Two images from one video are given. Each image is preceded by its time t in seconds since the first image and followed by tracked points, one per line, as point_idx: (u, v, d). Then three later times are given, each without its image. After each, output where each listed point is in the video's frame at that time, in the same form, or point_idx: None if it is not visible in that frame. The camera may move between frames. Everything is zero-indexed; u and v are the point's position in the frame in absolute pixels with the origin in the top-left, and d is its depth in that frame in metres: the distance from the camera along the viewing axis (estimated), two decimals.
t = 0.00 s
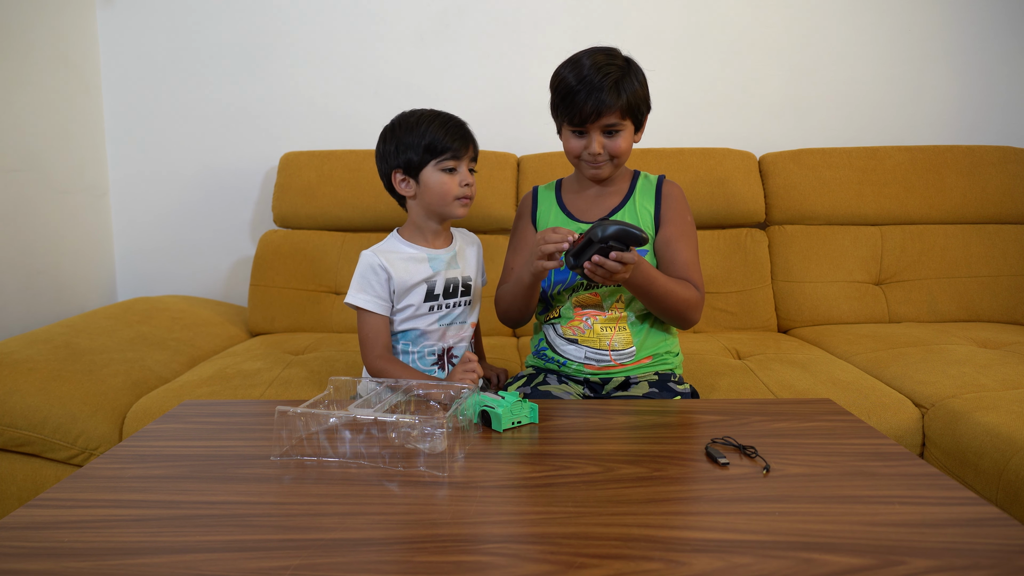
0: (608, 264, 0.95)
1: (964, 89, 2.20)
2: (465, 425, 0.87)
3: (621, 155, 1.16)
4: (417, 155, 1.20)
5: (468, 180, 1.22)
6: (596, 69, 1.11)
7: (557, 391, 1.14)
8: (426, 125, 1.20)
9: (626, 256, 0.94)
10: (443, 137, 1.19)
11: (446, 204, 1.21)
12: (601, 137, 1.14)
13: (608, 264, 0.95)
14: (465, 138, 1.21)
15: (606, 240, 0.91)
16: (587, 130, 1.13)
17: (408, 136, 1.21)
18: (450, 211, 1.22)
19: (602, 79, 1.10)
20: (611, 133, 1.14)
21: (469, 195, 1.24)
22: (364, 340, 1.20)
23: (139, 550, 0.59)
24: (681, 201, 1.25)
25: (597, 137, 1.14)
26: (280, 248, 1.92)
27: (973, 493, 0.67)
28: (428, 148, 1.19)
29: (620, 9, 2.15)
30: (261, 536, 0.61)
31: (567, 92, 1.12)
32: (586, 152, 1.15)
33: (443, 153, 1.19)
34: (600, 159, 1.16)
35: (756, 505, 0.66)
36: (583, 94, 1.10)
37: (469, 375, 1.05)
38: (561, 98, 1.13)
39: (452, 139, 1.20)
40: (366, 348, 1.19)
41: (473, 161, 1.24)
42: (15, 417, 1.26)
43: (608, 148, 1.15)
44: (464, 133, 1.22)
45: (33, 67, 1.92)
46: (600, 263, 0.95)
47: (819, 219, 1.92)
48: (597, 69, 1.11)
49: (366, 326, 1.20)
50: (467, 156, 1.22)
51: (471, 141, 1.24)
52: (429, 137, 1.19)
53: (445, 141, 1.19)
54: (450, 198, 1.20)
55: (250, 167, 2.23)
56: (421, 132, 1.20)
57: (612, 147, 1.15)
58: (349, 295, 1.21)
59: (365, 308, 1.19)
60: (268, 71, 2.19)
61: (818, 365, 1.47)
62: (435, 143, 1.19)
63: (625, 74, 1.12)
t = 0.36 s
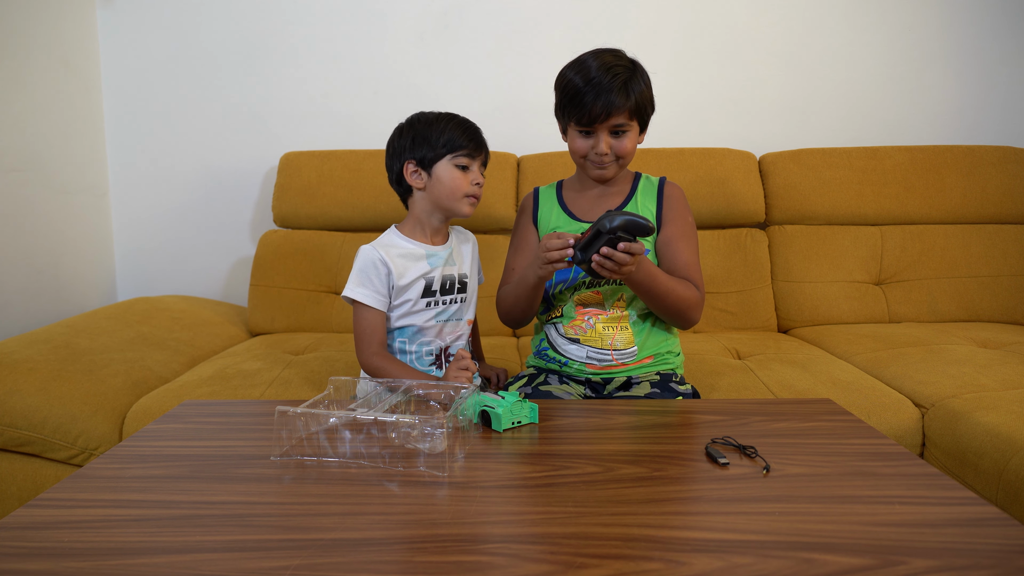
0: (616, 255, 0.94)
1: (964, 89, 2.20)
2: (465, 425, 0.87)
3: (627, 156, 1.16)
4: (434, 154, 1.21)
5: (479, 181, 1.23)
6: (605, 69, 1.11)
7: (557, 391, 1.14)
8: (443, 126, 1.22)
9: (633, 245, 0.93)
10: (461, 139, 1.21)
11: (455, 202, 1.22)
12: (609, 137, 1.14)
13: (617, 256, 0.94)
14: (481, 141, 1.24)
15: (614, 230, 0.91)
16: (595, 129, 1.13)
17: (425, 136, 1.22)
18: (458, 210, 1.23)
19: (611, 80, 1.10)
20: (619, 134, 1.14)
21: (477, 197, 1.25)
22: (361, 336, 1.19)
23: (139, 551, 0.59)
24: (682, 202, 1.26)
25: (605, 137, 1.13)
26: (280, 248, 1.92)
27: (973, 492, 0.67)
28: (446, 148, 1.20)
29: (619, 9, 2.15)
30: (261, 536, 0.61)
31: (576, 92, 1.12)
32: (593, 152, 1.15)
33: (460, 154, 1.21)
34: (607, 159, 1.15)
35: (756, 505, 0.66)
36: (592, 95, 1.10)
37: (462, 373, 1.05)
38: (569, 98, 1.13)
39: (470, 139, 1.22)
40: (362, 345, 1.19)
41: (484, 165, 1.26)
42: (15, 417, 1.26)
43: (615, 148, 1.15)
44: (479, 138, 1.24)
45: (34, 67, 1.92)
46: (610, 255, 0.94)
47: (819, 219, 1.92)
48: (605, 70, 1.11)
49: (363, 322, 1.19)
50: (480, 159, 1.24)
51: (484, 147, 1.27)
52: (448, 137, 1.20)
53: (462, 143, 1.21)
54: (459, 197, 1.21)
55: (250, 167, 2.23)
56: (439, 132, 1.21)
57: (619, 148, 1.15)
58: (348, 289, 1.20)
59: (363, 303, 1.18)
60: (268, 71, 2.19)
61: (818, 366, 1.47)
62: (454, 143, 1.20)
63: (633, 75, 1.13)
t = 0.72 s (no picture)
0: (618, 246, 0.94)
1: (965, 89, 2.20)
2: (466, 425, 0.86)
3: (631, 147, 1.16)
4: (451, 155, 1.21)
5: (492, 185, 1.23)
6: (607, 59, 1.12)
7: (557, 391, 1.14)
8: (462, 127, 1.22)
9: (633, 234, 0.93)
10: (478, 141, 1.21)
11: (468, 204, 1.21)
12: (612, 126, 1.14)
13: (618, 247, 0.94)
14: (497, 146, 1.24)
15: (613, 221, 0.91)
16: (598, 118, 1.14)
17: (443, 136, 1.22)
18: (470, 212, 1.23)
19: (613, 69, 1.11)
20: (622, 123, 1.14)
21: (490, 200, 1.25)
22: (366, 328, 1.19)
23: (139, 551, 0.59)
24: (683, 201, 1.26)
25: (608, 126, 1.14)
26: (280, 248, 1.92)
27: (973, 493, 0.67)
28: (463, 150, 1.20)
29: (620, 9, 2.15)
30: (261, 536, 0.61)
31: (579, 82, 1.13)
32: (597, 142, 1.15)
33: (476, 156, 1.21)
34: (611, 149, 1.15)
35: (756, 505, 0.66)
36: (595, 83, 1.11)
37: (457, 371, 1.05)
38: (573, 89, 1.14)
39: (487, 143, 1.22)
40: (367, 338, 1.19)
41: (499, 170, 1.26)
42: (15, 417, 1.26)
43: (618, 139, 1.15)
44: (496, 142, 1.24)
45: (34, 67, 1.92)
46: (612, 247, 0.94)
47: (819, 219, 1.92)
48: (607, 60, 1.12)
49: (370, 314, 1.19)
50: (496, 163, 1.24)
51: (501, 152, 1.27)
52: (466, 139, 1.20)
53: (479, 146, 1.21)
54: (472, 198, 1.21)
55: (250, 168, 2.23)
56: (457, 133, 1.21)
57: (622, 137, 1.15)
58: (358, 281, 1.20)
59: (373, 296, 1.18)
60: (268, 71, 2.19)
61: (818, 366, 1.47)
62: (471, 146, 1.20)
63: (635, 66, 1.14)
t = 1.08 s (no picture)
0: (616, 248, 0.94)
1: (965, 89, 2.20)
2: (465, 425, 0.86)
3: (627, 142, 1.16)
4: (466, 155, 1.21)
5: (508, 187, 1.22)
6: (601, 55, 1.14)
7: (557, 391, 1.14)
8: (480, 129, 1.22)
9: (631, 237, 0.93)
10: (494, 141, 1.21)
11: (482, 203, 1.21)
12: (606, 121, 1.14)
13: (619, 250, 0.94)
14: (515, 149, 1.24)
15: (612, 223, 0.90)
16: (593, 113, 1.14)
17: (461, 136, 1.23)
18: (484, 211, 1.22)
19: (607, 64, 1.12)
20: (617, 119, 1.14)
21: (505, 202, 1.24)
22: (371, 322, 1.20)
23: (139, 551, 0.59)
24: (683, 201, 1.26)
25: (603, 121, 1.14)
26: (280, 248, 1.92)
27: (973, 492, 0.67)
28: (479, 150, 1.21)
29: (619, 9, 2.15)
30: (261, 536, 0.61)
31: (573, 77, 1.14)
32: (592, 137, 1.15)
33: (491, 156, 1.21)
34: (605, 144, 1.15)
35: (756, 505, 0.66)
36: (588, 78, 1.12)
37: (446, 370, 1.07)
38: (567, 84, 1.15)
39: (505, 146, 1.22)
40: (371, 332, 1.20)
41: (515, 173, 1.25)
42: (15, 417, 1.26)
43: (614, 133, 1.15)
44: (514, 145, 1.24)
45: (33, 67, 1.92)
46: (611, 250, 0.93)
47: (819, 219, 1.92)
48: (601, 55, 1.13)
49: (376, 309, 1.20)
50: (512, 167, 1.24)
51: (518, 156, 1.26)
52: (482, 140, 1.21)
53: (497, 146, 1.21)
54: (486, 198, 1.21)
55: (250, 168, 2.23)
56: (474, 134, 1.22)
57: (616, 133, 1.15)
58: (370, 275, 1.21)
59: (381, 291, 1.19)
60: (268, 71, 2.19)
61: (818, 366, 1.47)
62: (486, 146, 1.21)
63: (629, 63, 1.15)
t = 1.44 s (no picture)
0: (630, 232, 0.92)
1: (964, 89, 2.20)
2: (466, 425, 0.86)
3: (624, 142, 1.16)
4: (468, 155, 1.22)
5: (509, 185, 1.22)
6: (595, 56, 1.14)
7: (557, 391, 1.14)
8: (482, 130, 1.23)
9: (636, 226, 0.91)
10: (495, 141, 1.21)
11: (482, 201, 1.21)
12: (604, 122, 1.14)
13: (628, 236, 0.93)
14: (518, 150, 1.24)
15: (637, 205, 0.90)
16: (589, 114, 1.14)
17: (463, 137, 1.23)
18: (485, 209, 1.22)
19: (601, 65, 1.12)
20: (615, 119, 1.14)
21: (506, 200, 1.24)
22: (373, 321, 1.20)
23: (139, 550, 0.59)
24: (682, 201, 1.26)
25: (601, 122, 1.14)
26: (280, 248, 1.92)
27: (973, 492, 0.67)
28: (480, 150, 1.21)
29: (619, 9, 2.15)
30: (261, 537, 0.61)
31: (569, 80, 1.14)
32: (590, 138, 1.15)
33: (493, 156, 1.21)
34: (604, 144, 1.15)
35: (756, 505, 0.66)
36: (584, 80, 1.13)
37: (446, 370, 1.07)
38: (563, 87, 1.15)
39: (508, 147, 1.22)
40: (373, 330, 1.19)
41: (517, 173, 1.25)
42: (15, 417, 1.26)
43: (611, 134, 1.15)
44: (517, 146, 1.24)
45: (33, 67, 1.92)
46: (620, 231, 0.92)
47: (819, 219, 1.92)
48: (596, 56, 1.14)
49: (378, 306, 1.20)
50: (514, 167, 1.23)
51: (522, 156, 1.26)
52: (483, 140, 1.21)
53: (498, 146, 1.21)
54: (487, 196, 1.20)
55: (251, 167, 2.23)
56: (476, 135, 1.22)
57: (614, 133, 1.15)
58: (372, 274, 1.21)
59: (383, 288, 1.19)
60: (268, 71, 2.19)
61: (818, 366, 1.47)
62: (487, 146, 1.21)
63: (624, 63, 1.15)
